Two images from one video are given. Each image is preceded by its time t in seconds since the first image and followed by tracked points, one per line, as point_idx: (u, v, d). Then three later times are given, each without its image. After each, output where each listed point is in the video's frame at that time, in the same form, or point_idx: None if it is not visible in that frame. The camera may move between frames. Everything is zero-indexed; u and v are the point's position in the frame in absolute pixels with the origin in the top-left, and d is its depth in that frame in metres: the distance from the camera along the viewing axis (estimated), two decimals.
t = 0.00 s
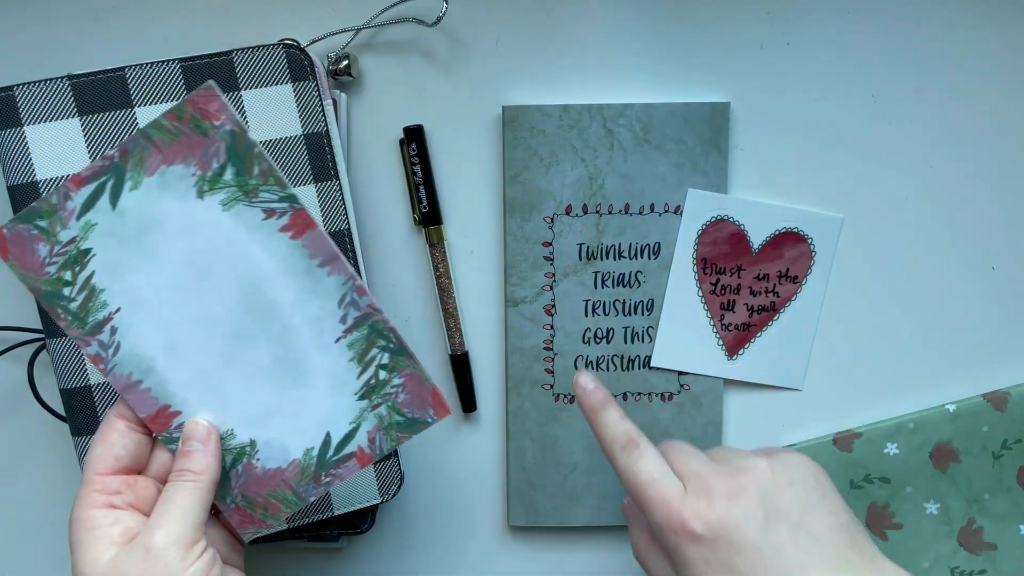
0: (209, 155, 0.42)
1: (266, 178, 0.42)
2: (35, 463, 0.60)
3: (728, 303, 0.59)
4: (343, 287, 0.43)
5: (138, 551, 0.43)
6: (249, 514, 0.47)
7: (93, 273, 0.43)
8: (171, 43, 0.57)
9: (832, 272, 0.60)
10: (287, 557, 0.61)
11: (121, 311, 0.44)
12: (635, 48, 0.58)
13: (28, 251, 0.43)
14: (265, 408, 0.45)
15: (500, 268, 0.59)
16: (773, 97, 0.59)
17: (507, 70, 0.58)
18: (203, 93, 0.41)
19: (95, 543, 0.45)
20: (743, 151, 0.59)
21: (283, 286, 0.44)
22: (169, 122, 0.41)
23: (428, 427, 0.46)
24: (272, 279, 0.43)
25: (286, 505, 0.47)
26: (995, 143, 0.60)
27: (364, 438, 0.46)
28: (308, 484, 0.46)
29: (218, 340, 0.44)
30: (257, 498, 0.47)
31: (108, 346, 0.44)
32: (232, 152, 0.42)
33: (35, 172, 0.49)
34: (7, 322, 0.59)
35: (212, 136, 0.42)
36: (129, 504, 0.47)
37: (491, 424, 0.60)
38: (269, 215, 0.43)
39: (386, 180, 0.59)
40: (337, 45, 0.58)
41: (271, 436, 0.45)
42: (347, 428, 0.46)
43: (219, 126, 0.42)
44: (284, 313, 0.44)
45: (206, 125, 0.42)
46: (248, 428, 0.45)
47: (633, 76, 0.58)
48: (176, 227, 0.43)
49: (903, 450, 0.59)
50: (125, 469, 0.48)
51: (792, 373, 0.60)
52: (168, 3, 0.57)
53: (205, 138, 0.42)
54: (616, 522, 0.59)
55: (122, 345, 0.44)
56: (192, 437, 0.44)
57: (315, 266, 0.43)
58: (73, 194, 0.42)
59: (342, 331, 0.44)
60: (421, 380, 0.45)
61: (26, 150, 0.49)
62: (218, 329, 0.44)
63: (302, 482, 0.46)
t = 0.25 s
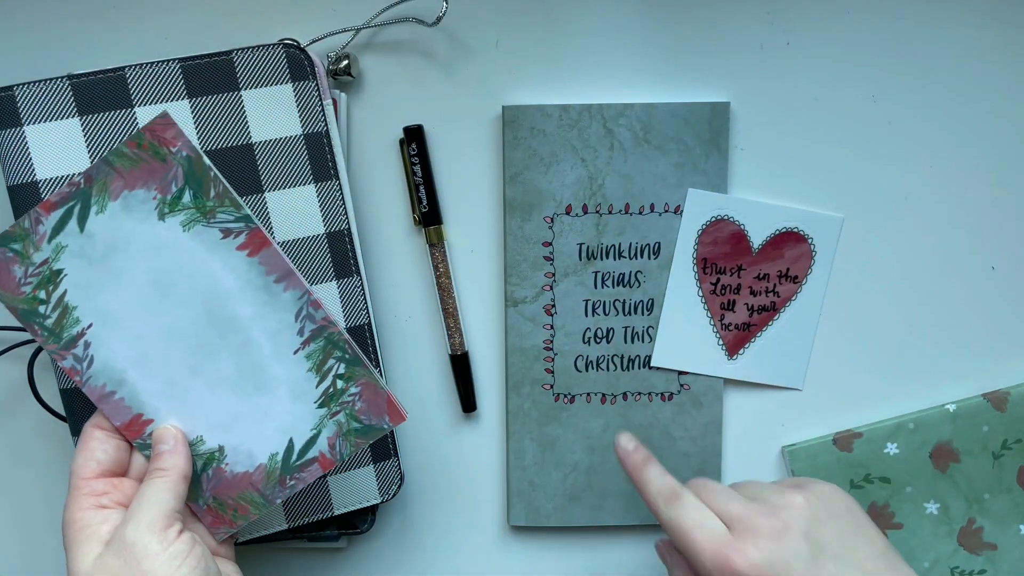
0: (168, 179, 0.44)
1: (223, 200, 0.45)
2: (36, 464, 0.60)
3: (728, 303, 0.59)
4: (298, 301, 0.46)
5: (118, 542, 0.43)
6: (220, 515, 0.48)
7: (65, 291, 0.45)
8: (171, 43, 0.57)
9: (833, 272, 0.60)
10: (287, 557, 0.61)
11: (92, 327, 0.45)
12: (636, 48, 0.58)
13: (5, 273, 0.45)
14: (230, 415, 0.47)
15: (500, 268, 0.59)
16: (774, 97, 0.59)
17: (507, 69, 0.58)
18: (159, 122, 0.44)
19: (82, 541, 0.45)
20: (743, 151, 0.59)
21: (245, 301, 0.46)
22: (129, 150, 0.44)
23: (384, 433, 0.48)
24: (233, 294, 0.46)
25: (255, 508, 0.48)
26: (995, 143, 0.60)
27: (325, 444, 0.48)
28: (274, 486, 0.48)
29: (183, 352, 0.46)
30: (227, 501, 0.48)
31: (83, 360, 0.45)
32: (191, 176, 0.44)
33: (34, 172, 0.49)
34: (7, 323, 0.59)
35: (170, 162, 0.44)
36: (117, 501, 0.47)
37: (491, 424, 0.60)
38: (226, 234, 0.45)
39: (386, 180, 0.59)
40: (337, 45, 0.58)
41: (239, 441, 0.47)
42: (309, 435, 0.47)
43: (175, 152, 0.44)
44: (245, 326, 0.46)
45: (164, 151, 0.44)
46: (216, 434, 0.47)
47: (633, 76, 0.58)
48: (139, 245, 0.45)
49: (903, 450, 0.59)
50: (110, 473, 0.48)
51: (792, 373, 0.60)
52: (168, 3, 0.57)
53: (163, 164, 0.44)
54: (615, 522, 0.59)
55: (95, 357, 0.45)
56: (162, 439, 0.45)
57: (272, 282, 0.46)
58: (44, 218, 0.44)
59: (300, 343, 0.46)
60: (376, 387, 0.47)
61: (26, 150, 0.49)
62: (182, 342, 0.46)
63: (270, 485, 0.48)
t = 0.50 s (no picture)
0: (222, 154, 0.45)
1: (275, 183, 0.46)
2: (35, 464, 0.60)
3: (729, 303, 0.59)
4: (336, 289, 0.47)
5: (137, 508, 0.43)
6: (224, 485, 0.47)
7: (99, 251, 0.45)
8: (171, 43, 0.57)
9: (832, 272, 0.60)
10: (287, 557, 0.61)
11: (121, 289, 0.45)
12: (636, 48, 0.58)
13: (36, 225, 0.45)
14: (252, 392, 0.46)
15: (500, 268, 0.59)
16: (774, 97, 0.59)
17: (507, 69, 0.58)
18: (223, 97, 0.46)
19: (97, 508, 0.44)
20: (743, 151, 0.59)
21: (280, 282, 0.46)
22: (187, 120, 0.45)
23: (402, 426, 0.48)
24: (271, 275, 0.46)
25: (260, 482, 0.48)
26: (995, 144, 0.60)
27: (341, 429, 0.48)
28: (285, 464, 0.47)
29: (208, 324, 0.45)
30: (234, 472, 0.47)
31: (106, 320, 0.45)
32: (246, 154, 0.46)
33: (35, 172, 0.49)
34: (7, 323, 0.59)
35: (228, 137, 0.46)
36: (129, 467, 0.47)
37: (490, 424, 0.60)
38: (272, 216, 0.46)
39: (386, 179, 0.59)
40: (337, 45, 0.58)
41: (256, 418, 0.46)
42: (327, 417, 0.47)
43: (235, 128, 0.46)
44: (278, 306, 0.46)
45: (223, 126, 0.46)
46: (234, 409, 0.46)
47: (633, 76, 0.58)
48: (182, 216, 0.45)
49: (903, 450, 0.59)
50: (123, 436, 0.47)
51: (792, 373, 0.60)
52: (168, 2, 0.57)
53: (221, 139, 0.46)
54: (615, 522, 0.59)
55: (120, 320, 0.45)
56: (179, 407, 0.45)
57: (311, 268, 0.46)
58: (85, 176, 0.45)
59: (331, 330, 0.47)
60: (402, 381, 0.48)
61: (26, 150, 0.49)
62: (206, 314, 0.45)
63: (279, 461, 0.47)
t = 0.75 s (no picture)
0: (372, 167, 0.43)
1: (419, 199, 0.43)
2: (35, 463, 0.60)
3: (729, 303, 0.59)
4: (464, 309, 0.43)
5: (253, 507, 0.44)
6: (332, 498, 0.45)
7: (245, 251, 0.43)
8: (172, 43, 0.57)
9: (832, 272, 0.60)
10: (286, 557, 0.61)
11: (262, 290, 0.43)
12: (636, 48, 0.58)
13: (192, 220, 0.43)
14: (369, 405, 0.44)
15: (500, 268, 0.59)
16: (774, 97, 0.59)
17: (507, 70, 0.58)
18: (379, 110, 0.42)
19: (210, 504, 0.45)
20: (743, 151, 0.59)
21: (411, 298, 0.43)
22: (342, 130, 0.42)
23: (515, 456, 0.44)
24: (403, 288, 0.43)
25: (367, 498, 0.45)
26: (995, 144, 0.60)
27: (453, 452, 0.44)
28: (394, 483, 0.44)
29: (343, 334, 0.43)
30: (343, 485, 0.45)
31: (243, 320, 0.43)
32: (395, 169, 0.43)
33: (35, 172, 0.49)
34: (7, 323, 0.59)
35: (379, 151, 0.43)
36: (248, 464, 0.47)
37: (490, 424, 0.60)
38: (413, 231, 0.43)
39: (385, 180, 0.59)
40: (337, 45, 0.58)
41: (370, 431, 0.44)
42: (440, 439, 0.44)
43: (387, 142, 0.43)
44: (411, 321, 0.43)
45: (377, 139, 0.43)
46: (351, 419, 0.44)
47: (633, 75, 0.58)
48: (326, 224, 0.43)
49: (903, 450, 0.59)
50: (243, 435, 0.48)
51: (792, 373, 0.60)
52: (168, 3, 0.57)
53: (372, 151, 0.43)
54: (615, 522, 0.59)
55: (256, 320, 0.43)
56: (298, 412, 0.43)
57: (443, 286, 0.43)
58: (243, 176, 0.42)
59: (454, 350, 0.44)
60: (518, 410, 0.44)
61: (26, 150, 0.49)
62: (351, 326, 0.43)
63: (388, 480, 0.44)
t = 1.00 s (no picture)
0: (386, 166, 0.45)
1: (431, 198, 0.45)
2: (35, 463, 0.60)
3: (729, 303, 0.59)
4: (472, 307, 0.45)
5: (260, 496, 0.44)
6: (333, 491, 0.47)
7: (259, 245, 0.44)
8: (172, 43, 0.57)
9: (832, 272, 0.60)
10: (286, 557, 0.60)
11: (273, 283, 0.45)
12: (636, 49, 0.58)
13: (207, 213, 0.44)
14: (375, 399, 0.45)
15: (500, 268, 0.59)
16: (773, 97, 0.59)
17: (508, 70, 0.58)
18: (397, 110, 0.44)
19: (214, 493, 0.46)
20: (743, 151, 0.59)
21: (418, 294, 0.45)
22: (360, 129, 0.44)
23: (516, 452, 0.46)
24: (412, 284, 0.45)
25: (369, 494, 0.46)
26: (995, 144, 0.60)
27: (455, 448, 0.46)
28: (395, 477, 0.46)
29: (352, 328, 0.45)
30: (345, 479, 0.46)
31: (252, 313, 0.45)
32: (408, 167, 0.45)
33: (35, 172, 0.49)
34: (6, 322, 0.59)
35: (394, 150, 0.45)
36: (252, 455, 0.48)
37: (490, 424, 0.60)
38: (423, 229, 0.45)
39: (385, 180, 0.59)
40: (337, 45, 0.58)
41: (375, 426, 0.46)
42: (443, 434, 0.46)
43: (402, 142, 0.45)
44: (419, 317, 0.45)
45: (392, 139, 0.45)
46: (356, 414, 0.45)
47: (633, 75, 0.58)
48: (338, 220, 0.44)
49: (903, 450, 0.59)
50: (248, 426, 0.48)
51: (792, 373, 0.60)
52: (168, 3, 0.57)
53: (387, 151, 0.45)
54: (615, 522, 0.59)
55: (266, 313, 0.45)
56: (305, 404, 0.44)
57: (451, 284, 0.45)
58: (259, 171, 0.44)
59: (460, 347, 0.46)
60: (521, 407, 0.46)
61: (26, 150, 0.49)
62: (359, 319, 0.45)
63: (391, 474, 0.46)
